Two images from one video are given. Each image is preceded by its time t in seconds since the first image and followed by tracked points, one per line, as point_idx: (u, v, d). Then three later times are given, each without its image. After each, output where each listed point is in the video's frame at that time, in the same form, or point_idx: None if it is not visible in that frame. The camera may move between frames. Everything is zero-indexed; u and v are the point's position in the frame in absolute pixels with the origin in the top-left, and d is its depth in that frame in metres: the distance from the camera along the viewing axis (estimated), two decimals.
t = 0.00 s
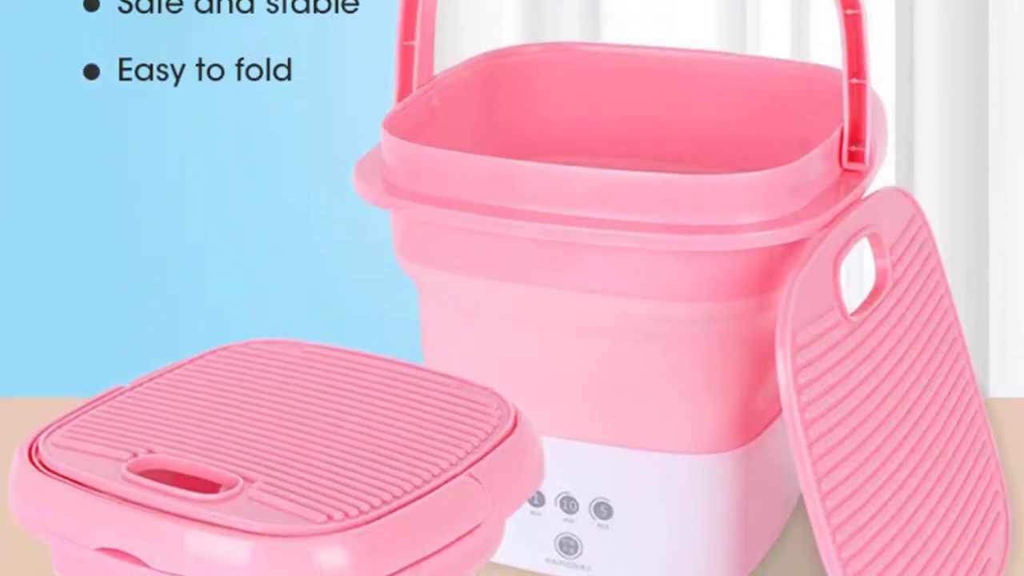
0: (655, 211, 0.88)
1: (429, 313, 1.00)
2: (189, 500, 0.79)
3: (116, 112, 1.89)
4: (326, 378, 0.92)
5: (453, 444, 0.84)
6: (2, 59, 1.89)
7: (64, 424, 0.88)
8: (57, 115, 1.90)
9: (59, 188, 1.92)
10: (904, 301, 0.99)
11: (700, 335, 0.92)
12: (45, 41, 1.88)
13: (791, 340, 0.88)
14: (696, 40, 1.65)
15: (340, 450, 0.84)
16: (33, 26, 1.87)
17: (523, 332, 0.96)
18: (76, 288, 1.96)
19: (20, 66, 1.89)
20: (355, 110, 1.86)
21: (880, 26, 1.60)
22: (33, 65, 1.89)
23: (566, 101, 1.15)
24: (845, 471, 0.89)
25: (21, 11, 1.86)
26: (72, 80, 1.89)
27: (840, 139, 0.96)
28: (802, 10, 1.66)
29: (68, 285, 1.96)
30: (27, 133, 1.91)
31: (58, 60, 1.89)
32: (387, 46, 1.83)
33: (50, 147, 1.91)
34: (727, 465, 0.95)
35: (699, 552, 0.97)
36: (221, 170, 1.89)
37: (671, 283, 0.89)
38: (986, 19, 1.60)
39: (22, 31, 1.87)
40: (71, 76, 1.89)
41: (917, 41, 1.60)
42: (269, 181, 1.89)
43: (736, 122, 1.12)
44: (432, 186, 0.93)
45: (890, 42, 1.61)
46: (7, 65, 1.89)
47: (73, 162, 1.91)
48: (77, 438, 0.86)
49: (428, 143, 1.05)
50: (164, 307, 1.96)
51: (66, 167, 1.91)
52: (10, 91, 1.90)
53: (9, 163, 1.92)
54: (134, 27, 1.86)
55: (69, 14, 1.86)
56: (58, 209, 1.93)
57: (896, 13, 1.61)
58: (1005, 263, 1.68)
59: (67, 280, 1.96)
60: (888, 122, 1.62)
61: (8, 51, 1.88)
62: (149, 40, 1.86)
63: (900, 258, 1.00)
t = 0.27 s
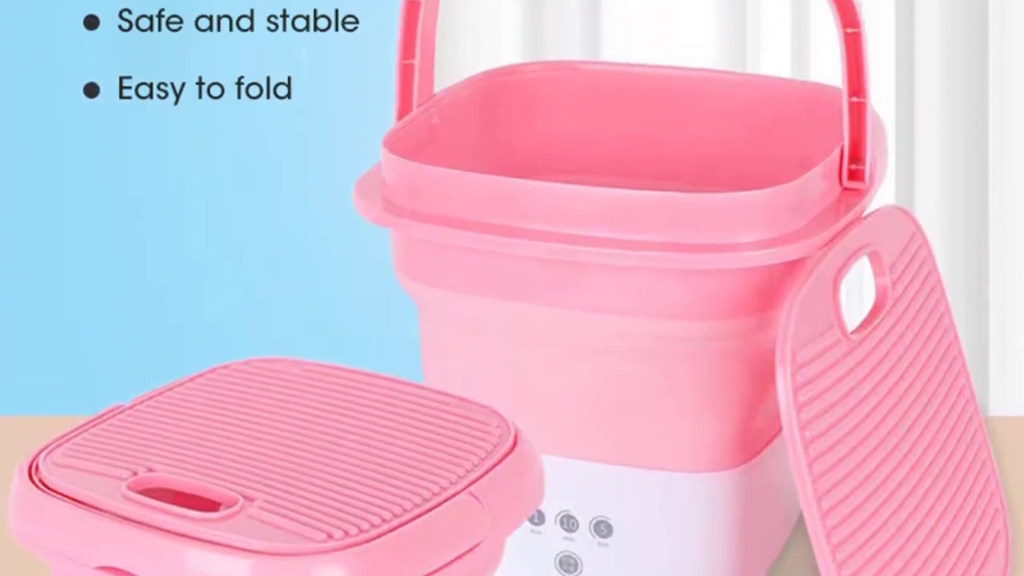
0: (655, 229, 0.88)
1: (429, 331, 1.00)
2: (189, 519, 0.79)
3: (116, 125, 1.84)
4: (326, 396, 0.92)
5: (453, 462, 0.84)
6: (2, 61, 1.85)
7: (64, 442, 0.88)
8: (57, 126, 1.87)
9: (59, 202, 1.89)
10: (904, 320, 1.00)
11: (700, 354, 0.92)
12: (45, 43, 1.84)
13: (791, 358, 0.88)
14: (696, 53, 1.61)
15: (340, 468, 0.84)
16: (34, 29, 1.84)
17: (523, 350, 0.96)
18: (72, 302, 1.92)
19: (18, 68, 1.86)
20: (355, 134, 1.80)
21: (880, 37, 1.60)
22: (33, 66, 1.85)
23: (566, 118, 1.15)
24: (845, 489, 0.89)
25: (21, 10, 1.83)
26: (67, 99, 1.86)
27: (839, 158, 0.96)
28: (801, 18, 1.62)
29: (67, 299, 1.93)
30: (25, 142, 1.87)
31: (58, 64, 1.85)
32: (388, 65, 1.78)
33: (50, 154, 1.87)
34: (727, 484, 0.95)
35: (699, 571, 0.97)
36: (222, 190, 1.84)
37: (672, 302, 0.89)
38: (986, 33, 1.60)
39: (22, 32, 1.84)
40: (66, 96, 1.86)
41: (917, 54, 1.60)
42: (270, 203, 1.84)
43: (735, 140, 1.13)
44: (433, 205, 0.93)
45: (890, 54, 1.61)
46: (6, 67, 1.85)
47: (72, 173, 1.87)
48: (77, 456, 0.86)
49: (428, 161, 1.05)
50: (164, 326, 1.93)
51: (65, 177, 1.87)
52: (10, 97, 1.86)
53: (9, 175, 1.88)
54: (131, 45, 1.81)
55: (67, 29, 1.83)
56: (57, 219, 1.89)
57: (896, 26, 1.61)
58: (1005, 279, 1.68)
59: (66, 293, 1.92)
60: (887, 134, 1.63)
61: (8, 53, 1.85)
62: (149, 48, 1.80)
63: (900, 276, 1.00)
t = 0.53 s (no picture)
0: (655, 250, 0.88)
1: (429, 352, 1.00)
2: (188, 539, 0.79)
3: (116, 157, 1.72)
4: (326, 418, 0.92)
5: (452, 482, 0.84)
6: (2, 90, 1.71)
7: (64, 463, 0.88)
8: (56, 151, 1.73)
9: (56, 239, 1.75)
10: (904, 340, 1.00)
11: (699, 374, 0.92)
12: (45, 68, 1.71)
13: (791, 378, 0.88)
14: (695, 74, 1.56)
15: (340, 488, 0.84)
16: (33, 59, 1.71)
17: (523, 371, 0.96)
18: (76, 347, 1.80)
19: (18, 101, 1.72)
20: (357, 166, 1.69)
21: (880, 58, 1.59)
22: (33, 97, 1.72)
23: (565, 137, 1.16)
24: (845, 510, 0.89)
25: (20, 35, 1.70)
26: (70, 115, 1.72)
27: (839, 178, 0.96)
28: (801, 36, 1.56)
29: (67, 341, 1.79)
30: (25, 168, 1.73)
31: (58, 93, 1.72)
32: (387, 87, 1.66)
33: (47, 182, 1.73)
34: (727, 505, 0.95)
35: None
36: (220, 222, 1.72)
37: (672, 322, 0.90)
38: (986, 52, 1.58)
39: (22, 60, 1.71)
40: (68, 112, 1.72)
41: (916, 73, 1.58)
42: (268, 233, 1.72)
43: (735, 160, 1.13)
44: (432, 226, 0.93)
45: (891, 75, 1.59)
46: (5, 94, 1.71)
47: (72, 204, 1.74)
48: (77, 476, 0.86)
49: (428, 182, 1.06)
50: (164, 363, 1.79)
51: (64, 211, 1.74)
52: (9, 119, 1.72)
53: (9, 198, 1.74)
54: (132, 70, 1.70)
55: (69, 51, 1.70)
56: (55, 256, 1.76)
57: (896, 45, 1.59)
58: (1006, 301, 1.66)
59: (65, 334, 1.79)
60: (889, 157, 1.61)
61: (8, 81, 1.71)
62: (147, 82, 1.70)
63: (900, 297, 1.00)
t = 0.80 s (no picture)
0: (655, 267, 0.88)
1: (429, 370, 1.00)
2: (188, 556, 0.79)
3: (116, 177, 1.72)
4: (326, 435, 0.92)
5: (453, 500, 0.84)
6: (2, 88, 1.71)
7: (64, 480, 0.88)
8: (56, 153, 1.72)
9: (56, 238, 1.75)
10: (904, 358, 1.00)
11: (700, 392, 0.92)
12: (45, 69, 1.71)
13: (791, 396, 0.88)
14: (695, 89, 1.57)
15: (340, 506, 0.84)
16: (33, 60, 1.70)
17: (523, 389, 0.96)
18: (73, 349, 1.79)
19: (18, 101, 1.71)
20: (357, 183, 1.68)
21: (880, 76, 1.59)
22: (33, 97, 1.71)
23: (565, 154, 1.16)
24: (845, 528, 0.89)
25: (20, 36, 1.69)
26: (69, 135, 1.72)
27: (839, 196, 0.96)
28: (801, 54, 1.57)
29: (68, 340, 1.79)
30: (25, 167, 1.73)
31: (58, 94, 1.71)
32: (387, 103, 1.65)
33: (47, 182, 1.73)
34: (727, 522, 0.95)
35: None
36: (220, 240, 1.72)
37: (672, 340, 0.90)
38: (986, 69, 1.58)
39: (22, 60, 1.70)
40: (68, 131, 1.72)
41: (917, 91, 1.59)
42: (268, 250, 1.72)
43: (735, 178, 1.13)
44: (432, 243, 0.94)
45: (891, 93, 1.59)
46: (5, 93, 1.71)
47: (72, 200, 1.73)
48: (77, 494, 0.86)
49: (428, 200, 1.06)
50: (162, 366, 1.79)
51: (64, 210, 1.74)
52: (9, 119, 1.72)
53: (9, 197, 1.74)
54: (133, 88, 1.69)
55: (69, 68, 1.70)
56: (55, 255, 1.76)
57: (896, 62, 1.59)
58: (1006, 321, 1.66)
59: (66, 333, 1.79)
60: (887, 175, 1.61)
61: (8, 81, 1.71)
62: (147, 100, 1.69)
63: (901, 314, 1.00)
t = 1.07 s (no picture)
0: (655, 284, 0.88)
1: (429, 388, 1.00)
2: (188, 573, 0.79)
3: (116, 185, 1.69)
4: (326, 452, 0.92)
5: (452, 517, 0.84)
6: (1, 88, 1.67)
7: (64, 497, 0.88)
8: (56, 154, 1.70)
9: (57, 238, 1.72)
10: (905, 375, 1.00)
11: (699, 410, 0.92)
12: (45, 68, 1.68)
13: (791, 413, 0.88)
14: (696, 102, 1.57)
15: (339, 522, 0.84)
16: (33, 59, 1.67)
17: (523, 406, 0.96)
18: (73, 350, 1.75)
19: (18, 100, 1.68)
20: (357, 196, 1.67)
21: (879, 84, 1.59)
22: (33, 97, 1.68)
23: (564, 171, 1.16)
24: (845, 544, 0.89)
25: (20, 36, 1.66)
26: (69, 152, 1.69)
27: (839, 213, 0.97)
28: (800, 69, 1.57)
29: (68, 343, 1.76)
30: (25, 166, 1.70)
31: (58, 94, 1.69)
32: (387, 120, 1.65)
33: (47, 182, 1.70)
34: (727, 539, 0.95)
35: None
36: (220, 248, 1.70)
37: (671, 357, 0.90)
38: (986, 75, 1.58)
39: (22, 60, 1.67)
40: (67, 150, 1.69)
41: (916, 100, 1.59)
42: (266, 264, 1.70)
43: (735, 195, 1.14)
44: (432, 260, 0.94)
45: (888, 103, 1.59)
46: (5, 92, 1.68)
47: (71, 200, 1.70)
48: (77, 511, 0.86)
49: (428, 217, 1.06)
50: (161, 368, 1.76)
51: (65, 208, 1.71)
52: (9, 119, 1.69)
53: (9, 198, 1.70)
54: (133, 103, 1.67)
55: (69, 83, 1.68)
56: (55, 255, 1.72)
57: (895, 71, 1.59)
58: (1006, 331, 1.65)
59: (66, 334, 1.75)
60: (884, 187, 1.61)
61: (8, 78, 1.68)
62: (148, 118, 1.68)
63: (900, 331, 1.00)
